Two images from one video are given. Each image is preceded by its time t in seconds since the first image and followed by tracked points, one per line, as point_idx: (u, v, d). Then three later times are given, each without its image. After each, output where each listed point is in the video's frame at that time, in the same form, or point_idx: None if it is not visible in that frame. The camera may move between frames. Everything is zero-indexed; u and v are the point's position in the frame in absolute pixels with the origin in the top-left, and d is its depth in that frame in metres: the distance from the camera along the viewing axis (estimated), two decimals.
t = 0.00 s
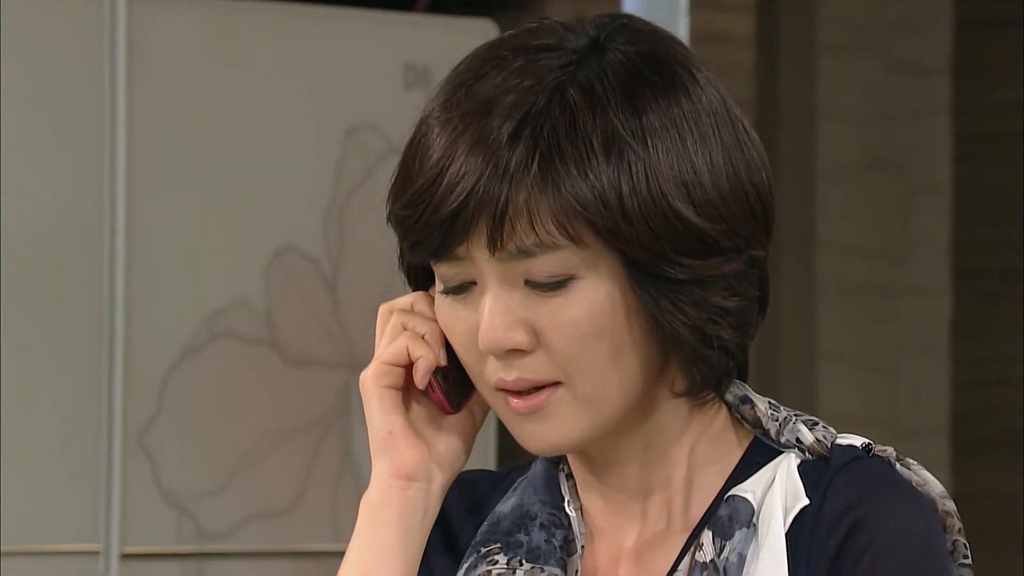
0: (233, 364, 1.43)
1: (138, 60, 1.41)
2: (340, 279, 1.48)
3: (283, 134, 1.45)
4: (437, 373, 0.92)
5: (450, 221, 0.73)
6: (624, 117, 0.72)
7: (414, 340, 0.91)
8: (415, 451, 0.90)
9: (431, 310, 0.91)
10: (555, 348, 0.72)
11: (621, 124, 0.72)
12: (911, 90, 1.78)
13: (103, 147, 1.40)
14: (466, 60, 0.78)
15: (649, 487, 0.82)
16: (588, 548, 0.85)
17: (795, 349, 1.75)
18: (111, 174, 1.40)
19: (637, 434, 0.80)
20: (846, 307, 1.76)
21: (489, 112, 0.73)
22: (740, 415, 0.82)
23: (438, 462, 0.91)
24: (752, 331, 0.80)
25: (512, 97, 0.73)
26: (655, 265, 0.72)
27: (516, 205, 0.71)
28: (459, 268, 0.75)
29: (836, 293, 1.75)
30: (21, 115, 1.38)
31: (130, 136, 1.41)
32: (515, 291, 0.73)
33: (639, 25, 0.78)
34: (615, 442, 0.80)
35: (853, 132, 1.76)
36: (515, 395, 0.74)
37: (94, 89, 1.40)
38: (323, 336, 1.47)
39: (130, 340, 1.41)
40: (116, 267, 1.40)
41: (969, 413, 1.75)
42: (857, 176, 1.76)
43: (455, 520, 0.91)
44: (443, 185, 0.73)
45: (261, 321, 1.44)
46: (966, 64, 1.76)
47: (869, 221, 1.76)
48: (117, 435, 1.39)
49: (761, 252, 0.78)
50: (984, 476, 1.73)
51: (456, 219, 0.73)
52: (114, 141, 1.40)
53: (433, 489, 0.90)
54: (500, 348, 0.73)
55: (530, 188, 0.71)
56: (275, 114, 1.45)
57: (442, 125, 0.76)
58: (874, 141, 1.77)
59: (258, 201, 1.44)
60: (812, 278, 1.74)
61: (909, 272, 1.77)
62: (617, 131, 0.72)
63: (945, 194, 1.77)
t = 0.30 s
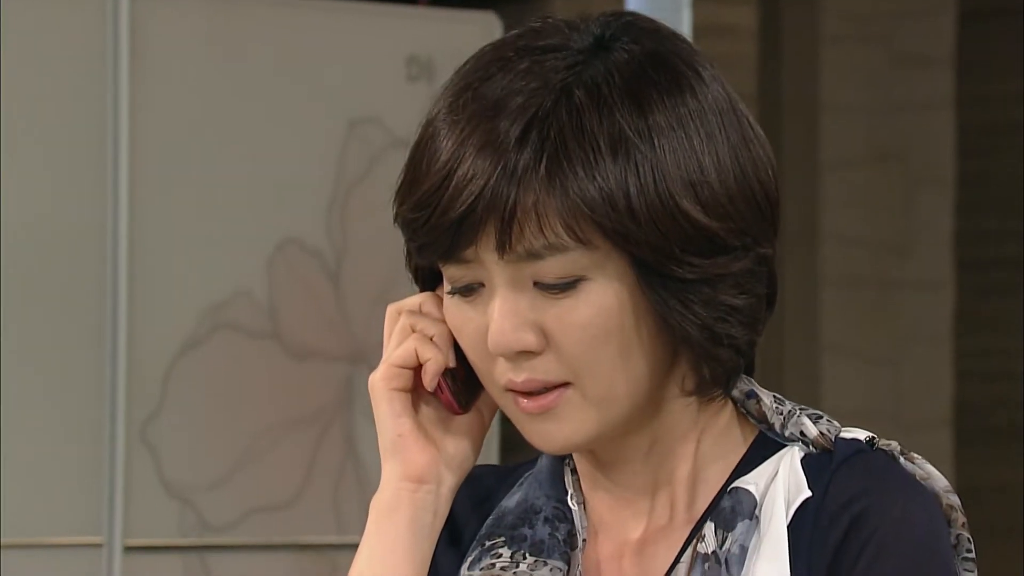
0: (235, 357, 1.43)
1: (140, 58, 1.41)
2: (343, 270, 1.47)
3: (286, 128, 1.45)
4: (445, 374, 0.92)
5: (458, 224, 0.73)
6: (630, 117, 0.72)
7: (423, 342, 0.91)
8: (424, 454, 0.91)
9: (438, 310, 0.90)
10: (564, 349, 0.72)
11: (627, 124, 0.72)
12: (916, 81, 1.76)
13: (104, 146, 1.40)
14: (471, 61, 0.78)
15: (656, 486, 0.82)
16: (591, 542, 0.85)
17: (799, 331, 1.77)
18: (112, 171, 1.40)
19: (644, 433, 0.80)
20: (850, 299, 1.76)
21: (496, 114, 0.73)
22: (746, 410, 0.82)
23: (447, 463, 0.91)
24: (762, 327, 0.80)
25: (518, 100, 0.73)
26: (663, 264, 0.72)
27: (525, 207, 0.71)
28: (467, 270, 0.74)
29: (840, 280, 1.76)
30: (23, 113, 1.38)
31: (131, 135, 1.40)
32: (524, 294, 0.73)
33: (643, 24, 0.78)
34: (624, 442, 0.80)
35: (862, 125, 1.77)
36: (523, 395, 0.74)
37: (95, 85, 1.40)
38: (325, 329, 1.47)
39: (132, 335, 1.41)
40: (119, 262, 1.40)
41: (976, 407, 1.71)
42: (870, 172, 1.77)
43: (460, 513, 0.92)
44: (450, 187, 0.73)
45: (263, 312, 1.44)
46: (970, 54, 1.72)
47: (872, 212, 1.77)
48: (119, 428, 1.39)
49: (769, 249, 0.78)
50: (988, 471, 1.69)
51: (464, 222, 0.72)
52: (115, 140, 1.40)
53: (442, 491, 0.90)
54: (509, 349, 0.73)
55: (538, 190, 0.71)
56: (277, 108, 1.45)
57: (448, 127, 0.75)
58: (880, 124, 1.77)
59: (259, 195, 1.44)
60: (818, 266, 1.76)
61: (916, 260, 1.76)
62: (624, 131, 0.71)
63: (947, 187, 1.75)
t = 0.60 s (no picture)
0: (235, 348, 1.43)
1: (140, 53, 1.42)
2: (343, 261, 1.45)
3: (285, 119, 1.44)
4: (454, 367, 0.92)
5: (467, 219, 0.73)
6: (638, 112, 0.72)
7: (432, 334, 0.91)
8: (432, 446, 0.91)
9: (447, 302, 0.91)
10: (573, 344, 0.72)
11: (635, 119, 0.71)
12: (915, 71, 1.77)
13: (106, 140, 1.41)
14: (479, 56, 0.78)
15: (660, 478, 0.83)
16: (591, 534, 0.86)
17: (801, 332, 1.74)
18: (114, 164, 1.41)
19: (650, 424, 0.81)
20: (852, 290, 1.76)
21: (505, 110, 0.73)
22: (752, 401, 0.83)
23: (455, 455, 0.91)
24: (770, 321, 0.80)
25: (526, 95, 0.73)
26: (672, 259, 0.72)
27: (533, 203, 0.71)
28: (476, 265, 0.74)
29: (839, 272, 1.76)
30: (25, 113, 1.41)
31: (132, 128, 1.41)
32: (533, 289, 0.73)
33: (650, 19, 0.78)
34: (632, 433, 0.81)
35: (863, 117, 1.77)
36: (532, 389, 0.74)
37: (95, 81, 1.42)
38: (325, 320, 1.45)
39: (133, 329, 1.42)
40: (121, 253, 1.41)
41: (976, 397, 1.74)
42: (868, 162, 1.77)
43: (466, 502, 0.92)
44: (459, 183, 0.73)
45: (265, 304, 1.43)
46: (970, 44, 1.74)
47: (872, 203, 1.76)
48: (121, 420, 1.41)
49: (777, 243, 0.78)
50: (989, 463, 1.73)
51: (473, 217, 0.72)
52: (116, 134, 1.41)
53: (450, 483, 0.91)
54: (518, 345, 0.73)
55: (546, 185, 0.71)
56: (277, 99, 1.44)
57: (457, 122, 0.75)
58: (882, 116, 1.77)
59: (259, 189, 1.44)
60: (818, 258, 1.75)
61: (915, 252, 1.77)
62: (632, 126, 0.71)
63: (948, 179, 1.76)
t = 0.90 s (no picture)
0: (235, 342, 1.42)
1: (140, 53, 1.42)
2: (344, 256, 1.43)
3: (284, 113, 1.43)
4: (458, 360, 0.92)
5: (472, 211, 0.73)
6: (643, 103, 0.72)
7: (435, 327, 0.92)
8: (435, 439, 0.91)
9: (452, 296, 0.91)
10: (577, 336, 0.72)
11: (640, 111, 0.72)
12: (916, 64, 1.77)
13: (106, 139, 1.42)
14: (483, 49, 0.78)
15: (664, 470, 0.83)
16: (593, 525, 0.86)
17: (800, 333, 1.71)
18: (114, 164, 1.42)
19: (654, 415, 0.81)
20: (851, 284, 1.76)
21: (509, 102, 0.73)
22: (753, 392, 0.83)
23: (458, 448, 0.92)
24: (773, 312, 0.81)
25: (531, 87, 0.73)
26: (677, 251, 0.72)
27: (538, 195, 0.71)
28: (481, 257, 0.75)
29: (839, 269, 1.75)
30: (29, 117, 1.43)
31: (131, 128, 1.42)
32: (537, 281, 0.72)
33: (652, 11, 0.78)
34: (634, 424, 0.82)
35: (861, 111, 1.77)
36: (536, 380, 0.75)
37: (96, 81, 1.43)
38: (325, 315, 1.43)
39: (132, 327, 1.42)
40: (121, 252, 1.42)
41: (976, 393, 1.75)
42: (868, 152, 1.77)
43: (468, 494, 0.93)
44: (464, 175, 0.73)
45: (265, 297, 1.42)
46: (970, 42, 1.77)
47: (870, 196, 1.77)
48: (123, 416, 1.42)
49: (780, 234, 0.79)
50: (990, 454, 1.74)
51: (478, 209, 0.72)
52: (116, 133, 1.42)
53: (453, 476, 0.91)
54: (522, 337, 0.73)
55: (551, 177, 0.70)
56: (275, 92, 1.43)
57: (461, 114, 0.76)
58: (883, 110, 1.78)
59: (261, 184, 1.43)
60: (819, 255, 1.74)
61: (916, 244, 1.78)
62: (637, 117, 0.71)
63: (950, 172, 1.78)
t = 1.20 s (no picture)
0: (235, 340, 1.42)
1: (139, 54, 1.41)
2: (344, 254, 1.43)
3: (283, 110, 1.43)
4: (453, 357, 0.92)
5: (466, 208, 0.73)
6: (635, 98, 0.72)
7: (430, 325, 0.92)
8: (431, 436, 0.91)
9: (446, 292, 0.91)
10: (572, 332, 0.72)
11: (632, 105, 0.71)
12: (915, 63, 1.77)
13: (106, 139, 1.42)
14: (476, 45, 0.78)
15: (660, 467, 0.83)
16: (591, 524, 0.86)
17: (800, 329, 1.71)
18: (114, 164, 1.42)
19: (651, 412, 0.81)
20: (851, 282, 1.75)
21: (502, 98, 0.73)
22: (749, 388, 0.83)
23: (454, 445, 0.92)
24: (768, 307, 0.80)
25: (524, 83, 0.73)
26: (670, 246, 0.72)
27: (531, 190, 0.71)
28: (475, 254, 0.75)
29: (839, 268, 1.75)
30: (29, 117, 1.44)
31: (131, 128, 1.42)
32: (531, 277, 0.73)
33: (645, 7, 0.78)
34: (631, 421, 0.82)
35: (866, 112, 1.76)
36: (530, 376, 0.75)
37: (95, 82, 1.43)
38: (325, 314, 1.43)
39: (133, 328, 1.43)
40: (121, 254, 1.42)
41: (978, 389, 1.77)
42: (869, 150, 1.77)
43: (464, 492, 0.92)
44: (457, 172, 0.73)
45: (265, 296, 1.42)
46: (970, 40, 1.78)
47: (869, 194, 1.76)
48: (123, 414, 1.42)
49: (774, 229, 0.79)
50: (991, 452, 1.76)
51: (471, 205, 0.72)
52: (116, 133, 1.42)
53: (449, 473, 0.91)
54: (517, 333, 0.73)
55: (544, 173, 0.70)
56: (275, 91, 1.43)
57: (454, 110, 0.76)
58: (882, 109, 1.77)
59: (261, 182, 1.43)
60: (818, 251, 1.75)
61: (916, 241, 1.78)
62: (629, 112, 0.71)
63: (951, 169, 1.78)
